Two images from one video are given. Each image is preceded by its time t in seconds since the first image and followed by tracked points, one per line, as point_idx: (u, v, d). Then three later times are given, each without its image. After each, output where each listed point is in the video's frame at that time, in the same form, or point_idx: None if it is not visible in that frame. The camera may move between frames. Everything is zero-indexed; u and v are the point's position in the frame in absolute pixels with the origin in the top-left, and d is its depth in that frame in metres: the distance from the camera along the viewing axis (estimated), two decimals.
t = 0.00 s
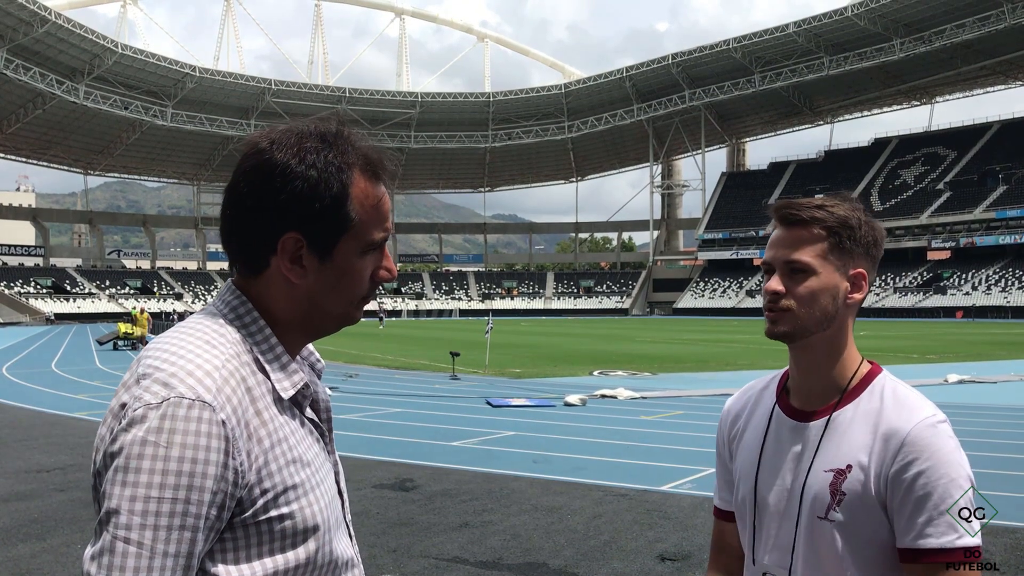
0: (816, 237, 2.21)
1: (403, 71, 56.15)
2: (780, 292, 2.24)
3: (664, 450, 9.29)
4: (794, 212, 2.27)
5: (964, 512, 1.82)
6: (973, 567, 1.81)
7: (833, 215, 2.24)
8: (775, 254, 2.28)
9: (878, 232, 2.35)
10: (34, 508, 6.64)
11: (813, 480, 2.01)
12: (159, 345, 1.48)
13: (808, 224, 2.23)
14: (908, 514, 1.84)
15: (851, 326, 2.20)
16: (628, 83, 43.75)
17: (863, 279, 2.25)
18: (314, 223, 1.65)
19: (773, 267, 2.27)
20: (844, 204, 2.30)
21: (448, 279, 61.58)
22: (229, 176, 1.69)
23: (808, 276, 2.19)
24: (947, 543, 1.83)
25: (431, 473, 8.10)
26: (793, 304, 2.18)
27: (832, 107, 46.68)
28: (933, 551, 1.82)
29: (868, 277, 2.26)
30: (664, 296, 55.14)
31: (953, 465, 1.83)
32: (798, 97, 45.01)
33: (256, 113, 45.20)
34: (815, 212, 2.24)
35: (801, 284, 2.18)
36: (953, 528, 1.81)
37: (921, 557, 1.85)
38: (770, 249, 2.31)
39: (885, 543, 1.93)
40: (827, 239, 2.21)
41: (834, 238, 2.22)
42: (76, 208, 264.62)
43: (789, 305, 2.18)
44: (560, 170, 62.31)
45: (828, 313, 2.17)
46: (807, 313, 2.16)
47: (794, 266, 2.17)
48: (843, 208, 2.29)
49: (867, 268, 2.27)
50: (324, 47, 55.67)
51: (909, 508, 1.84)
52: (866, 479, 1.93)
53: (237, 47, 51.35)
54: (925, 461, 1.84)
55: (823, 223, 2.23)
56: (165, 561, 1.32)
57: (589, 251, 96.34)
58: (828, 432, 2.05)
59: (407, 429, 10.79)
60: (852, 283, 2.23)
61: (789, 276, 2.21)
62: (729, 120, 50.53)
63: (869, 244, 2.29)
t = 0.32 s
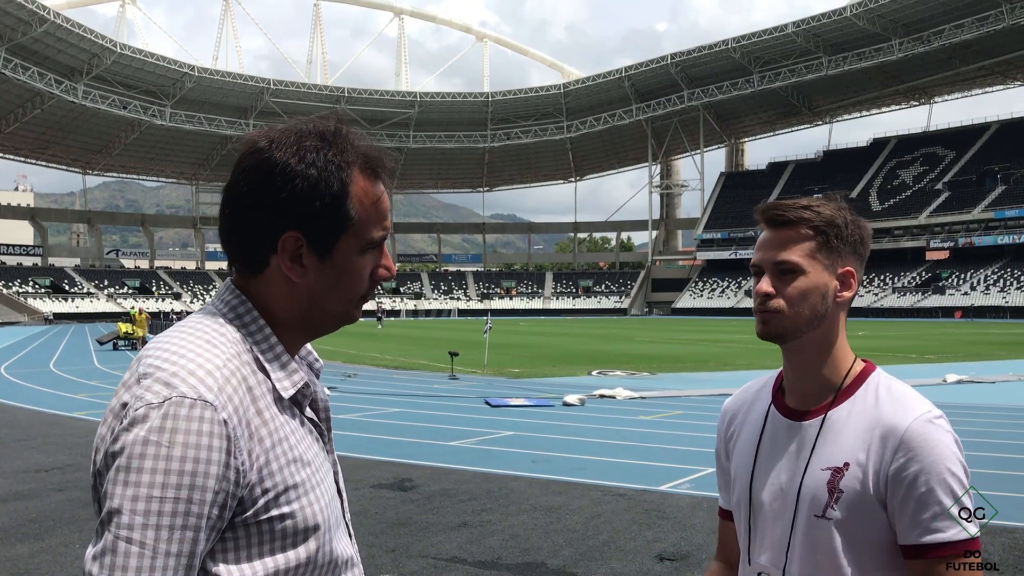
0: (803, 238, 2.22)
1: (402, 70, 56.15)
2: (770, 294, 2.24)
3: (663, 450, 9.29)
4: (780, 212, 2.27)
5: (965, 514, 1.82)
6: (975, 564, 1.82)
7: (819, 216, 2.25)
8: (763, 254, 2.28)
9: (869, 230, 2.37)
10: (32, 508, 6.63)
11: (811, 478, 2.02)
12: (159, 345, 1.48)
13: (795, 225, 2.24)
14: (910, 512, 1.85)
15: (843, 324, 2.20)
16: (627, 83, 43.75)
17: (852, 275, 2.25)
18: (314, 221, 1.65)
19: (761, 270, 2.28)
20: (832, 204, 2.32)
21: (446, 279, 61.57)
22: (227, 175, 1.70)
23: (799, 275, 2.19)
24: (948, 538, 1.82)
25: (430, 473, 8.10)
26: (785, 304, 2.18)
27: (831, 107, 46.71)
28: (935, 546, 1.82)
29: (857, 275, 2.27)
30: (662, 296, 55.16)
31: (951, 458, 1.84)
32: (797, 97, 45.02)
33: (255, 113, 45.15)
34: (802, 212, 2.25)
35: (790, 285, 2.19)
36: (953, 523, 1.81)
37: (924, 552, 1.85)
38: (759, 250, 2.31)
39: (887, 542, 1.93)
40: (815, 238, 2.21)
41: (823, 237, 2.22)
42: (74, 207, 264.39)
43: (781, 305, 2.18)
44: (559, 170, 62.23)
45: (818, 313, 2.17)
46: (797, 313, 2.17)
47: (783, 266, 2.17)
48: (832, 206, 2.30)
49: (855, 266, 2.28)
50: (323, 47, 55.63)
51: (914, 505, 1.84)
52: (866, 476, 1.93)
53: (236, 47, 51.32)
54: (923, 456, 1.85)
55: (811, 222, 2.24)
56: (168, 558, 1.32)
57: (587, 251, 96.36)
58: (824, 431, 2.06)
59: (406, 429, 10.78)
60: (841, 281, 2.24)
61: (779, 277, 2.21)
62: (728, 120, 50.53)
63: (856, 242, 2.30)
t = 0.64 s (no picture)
0: (794, 235, 2.23)
1: (400, 70, 56.23)
2: (762, 292, 2.24)
3: (662, 449, 9.31)
4: (775, 211, 2.29)
5: (968, 511, 1.82)
6: (979, 564, 1.81)
7: (806, 213, 2.26)
8: (754, 253, 2.29)
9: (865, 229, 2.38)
10: (30, 507, 6.63)
11: (807, 476, 2.03)
12: (157, 344, 1.48)
13: (786, 223, 2.25)
14: (912, 511, 1.85)
15: (836, 321, 2.21)
16: (625, 82, 43.80)
17: (845, 272, 2.26)
18: (317, 222, 1.65)
19: (751, 268, 2.29)
20: (829, 203, 2.34)
21: (445, 278, 61.65)
22: (229, 174, 1.71)
23: (793, 272, 2.20)
24: (948, 533, 1.83)
25: (429, 472, 8.10)
26: (774, 304, 2.20)
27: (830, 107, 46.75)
28: (937, 542, 1.83)
29: (851, 271, 2.27)
30: (661, 296, 55.20)
31: (951, 453, 1.84)
32: (796, 96, 45.05)
33: (253, 112, 45.12)
34: (790, 212, 2.26)
35: (785, 282, 2.20)
36: (955, 520, 1.81)
37: (925, 549, 1.85)
38: (749, 250, 2.31)
39: (889, 540, 1.93)
40: (803, 235, 2.23)
41: (813, 234, 2.23)
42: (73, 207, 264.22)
43: (772, 304, 2.19)
44: (558, 169, 62.19)
45: (812, 310, 2.18)
46: (789, 311, 2.17)
47: (773, 265, 2.18)
48: (827, 206, 2.32)
49: (849, 261, 2.28)
50: (322, 46, 55.64)
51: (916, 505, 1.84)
52: (865, 473, 1.94)
53: (235, 46, 51.37)
54: (922, 453, 1.85)
55: (799, 221, 2.25)
56: (166, 557, 1.33)
57: (586, 250, 96.47)
58: (822, 430, 2.07)
59: (404, 429, 10.79)
60: (833, 276, 2.24)
61: (770, 276, 2.22)
62: (727, 119, 50.55)
63: (848, 239, 2.32)
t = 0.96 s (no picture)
0: (799, 233, 2.23)
1: (399, 69, 56.21)
2: (766, 289, 2.24)
3: (663, 448, 9.31)
4: (776, 208, 2.29)
5: (967, 513, 1.81)
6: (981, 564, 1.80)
7: (812, 211, 2.26)
8: (759, 251, 2.29)
9: (867, 225, 2.36)
10: (30, 506, 6.63)
11: (809, 476, 2.03)
12: (155, 343, 1.48)
13: (789, 221, 2.25)
14: (912, 510, 1.84)
15: (841, 317, 2.20)
16: (625, 81, 43.78)
17: (851, 270, 2.25)
18: (315, 219, 1.65)
19: (757, 266, 2.29)
20: (830, 200, 2.33)
21: (445, 277, 61.67)
22: (227, 172, 1.70)
23: (792, 271, 2.20)
24: (950, 537, 1.81)
25: (428, 472, 8.10)
26: (778, 302, 2.19)
27: (830, 106, 46.76)
28: (938, 545, 1.82)
29: (856, 268, 2.26)
30: (661, 294, 55.19)
31: (954, 454, 1.83)
32: (795, 95, 45.04)
33: (252, 111, 45.07)
34: (796, 208, 2.26)
35: (785, 280, 2.20)
36: (957, 520, 1.81)
37: (927, 551, 1.83)
38: (755, 247, 2.31)
39: (888, 540, 1.92)
40: (809, 230, 2.22)
41: (818, 231, 2.23)
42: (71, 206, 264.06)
43: (776, 302, 2.19)
44: (558, 168, 62.17)
45: (818, 308, 2.17)
46: (794, 307, 2.17)
47: (777, 263, 2.18)
48: (829, 203, 2.31)
49: (853, 259, 2.28)
50: (321, 44, 55.58)
51: (917, 503, 1.84)
52: (867, 472, 1.93)
53: (234, 45, 51.31)
54: (928, 450, 1.83)
55: (804, 218, 2.25)
56: (162, 556, 1.33)
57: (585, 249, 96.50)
58: (825, 429, 2.06)
59: (403, 428, 10.77)
60: (837, 273, 2.23)
61: (773, 274, 2.22)
62: (726, 118, 50.54)
63: (853, 235, 2.31)
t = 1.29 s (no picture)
0: (803, 229, 2.23)
1: (400, 68, 56.21)
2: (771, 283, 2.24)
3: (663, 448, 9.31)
4: (780, 206, 2.30)
5: (971, 514, 1.81)
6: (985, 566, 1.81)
7: (817, 205, 2.26)
8: (765, 246, 2.29)
9: (872, 220, 2.36)
10: (30, 506, 6.64)
11: (813, 477, 2.04)
12: (157, 344, 1.49)
13: (792, 218, 2.26)
14: (919, 512, 1.85)
15: (846, 313, 2.21)
16: (625, 80, 43.80)
17: (857, 266, 2.25)
18: (315, 218, 1.65)
19: (763, 262, 2.29)
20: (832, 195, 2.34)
21: (445, 277, 61.68)
22: (226, 172, 1.71)
23: (797, 265, 2.20)
24: (957, 542, 1.82)
25: (428, 471, 8.11)
26: (783, 298, 2.20)
27: (829, 105, 46.74)
28: (944, 548, 1.82)
29: (862, 264, 2.26)
30: (661, 293, 55.21)
31: (959, 459, 1.83)
32: (796, 95, 45.06)
33: (252, 110, 45.04)
34: (802, 203, 2.26)
35: (789, 276, 2.20)
36: (962, 524, 1.81)
37: (932, 554, 1.84)
38: (762, 243, 2.31)
39: (893, 540, 1.93)
40: (815, 225, 2.23)
41: (823, 227, 2.23)
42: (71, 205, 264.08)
43: (780, 297, 2.20)
44: (557, 167, 62.20)
45: (822, 304, 2.18)
46: (800, 303, 2.18)
47: (781, 260, 2.19)
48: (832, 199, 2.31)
49: (860, 254, 2.27)
50: (321, 44, 55.57)
51: (922, 505, 1.84)
52: (873, 475, 1.94)
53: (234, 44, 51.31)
54: (932, 454, 1.84)
55: (809, 214, 2.26)
56: (164, 561, 1.33)
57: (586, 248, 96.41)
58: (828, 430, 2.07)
59: (403, 427, 10.78)
60: (842, 270, 2.23)
61: (778, 270, 2.23)
62: (726, 117, 50.53)
63: (858, 231, 2.32)
